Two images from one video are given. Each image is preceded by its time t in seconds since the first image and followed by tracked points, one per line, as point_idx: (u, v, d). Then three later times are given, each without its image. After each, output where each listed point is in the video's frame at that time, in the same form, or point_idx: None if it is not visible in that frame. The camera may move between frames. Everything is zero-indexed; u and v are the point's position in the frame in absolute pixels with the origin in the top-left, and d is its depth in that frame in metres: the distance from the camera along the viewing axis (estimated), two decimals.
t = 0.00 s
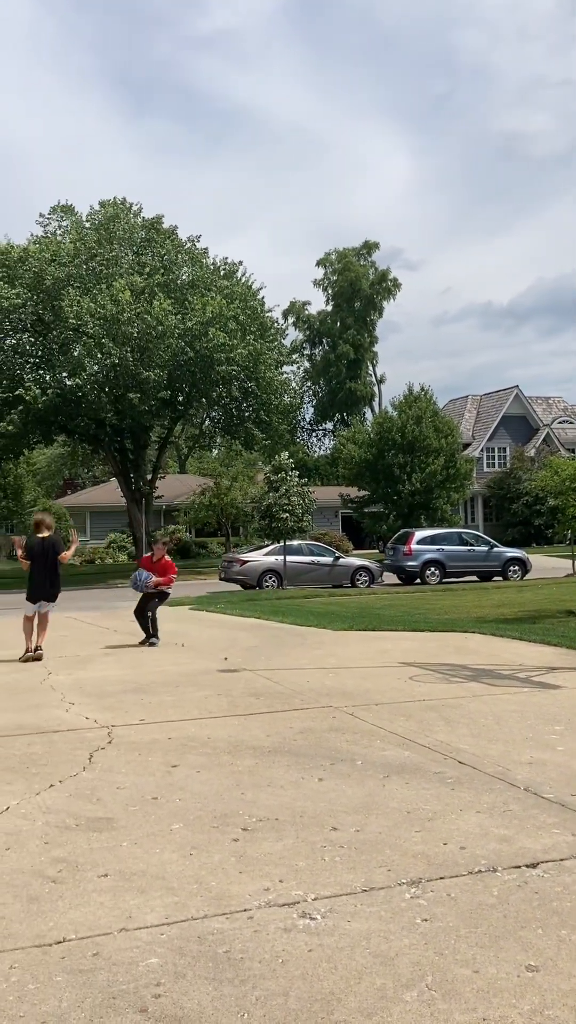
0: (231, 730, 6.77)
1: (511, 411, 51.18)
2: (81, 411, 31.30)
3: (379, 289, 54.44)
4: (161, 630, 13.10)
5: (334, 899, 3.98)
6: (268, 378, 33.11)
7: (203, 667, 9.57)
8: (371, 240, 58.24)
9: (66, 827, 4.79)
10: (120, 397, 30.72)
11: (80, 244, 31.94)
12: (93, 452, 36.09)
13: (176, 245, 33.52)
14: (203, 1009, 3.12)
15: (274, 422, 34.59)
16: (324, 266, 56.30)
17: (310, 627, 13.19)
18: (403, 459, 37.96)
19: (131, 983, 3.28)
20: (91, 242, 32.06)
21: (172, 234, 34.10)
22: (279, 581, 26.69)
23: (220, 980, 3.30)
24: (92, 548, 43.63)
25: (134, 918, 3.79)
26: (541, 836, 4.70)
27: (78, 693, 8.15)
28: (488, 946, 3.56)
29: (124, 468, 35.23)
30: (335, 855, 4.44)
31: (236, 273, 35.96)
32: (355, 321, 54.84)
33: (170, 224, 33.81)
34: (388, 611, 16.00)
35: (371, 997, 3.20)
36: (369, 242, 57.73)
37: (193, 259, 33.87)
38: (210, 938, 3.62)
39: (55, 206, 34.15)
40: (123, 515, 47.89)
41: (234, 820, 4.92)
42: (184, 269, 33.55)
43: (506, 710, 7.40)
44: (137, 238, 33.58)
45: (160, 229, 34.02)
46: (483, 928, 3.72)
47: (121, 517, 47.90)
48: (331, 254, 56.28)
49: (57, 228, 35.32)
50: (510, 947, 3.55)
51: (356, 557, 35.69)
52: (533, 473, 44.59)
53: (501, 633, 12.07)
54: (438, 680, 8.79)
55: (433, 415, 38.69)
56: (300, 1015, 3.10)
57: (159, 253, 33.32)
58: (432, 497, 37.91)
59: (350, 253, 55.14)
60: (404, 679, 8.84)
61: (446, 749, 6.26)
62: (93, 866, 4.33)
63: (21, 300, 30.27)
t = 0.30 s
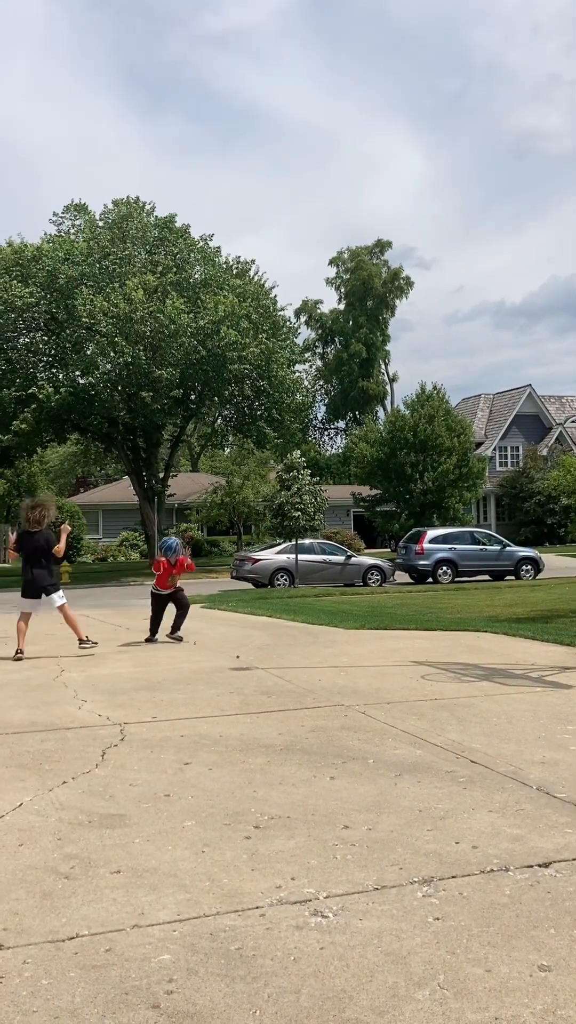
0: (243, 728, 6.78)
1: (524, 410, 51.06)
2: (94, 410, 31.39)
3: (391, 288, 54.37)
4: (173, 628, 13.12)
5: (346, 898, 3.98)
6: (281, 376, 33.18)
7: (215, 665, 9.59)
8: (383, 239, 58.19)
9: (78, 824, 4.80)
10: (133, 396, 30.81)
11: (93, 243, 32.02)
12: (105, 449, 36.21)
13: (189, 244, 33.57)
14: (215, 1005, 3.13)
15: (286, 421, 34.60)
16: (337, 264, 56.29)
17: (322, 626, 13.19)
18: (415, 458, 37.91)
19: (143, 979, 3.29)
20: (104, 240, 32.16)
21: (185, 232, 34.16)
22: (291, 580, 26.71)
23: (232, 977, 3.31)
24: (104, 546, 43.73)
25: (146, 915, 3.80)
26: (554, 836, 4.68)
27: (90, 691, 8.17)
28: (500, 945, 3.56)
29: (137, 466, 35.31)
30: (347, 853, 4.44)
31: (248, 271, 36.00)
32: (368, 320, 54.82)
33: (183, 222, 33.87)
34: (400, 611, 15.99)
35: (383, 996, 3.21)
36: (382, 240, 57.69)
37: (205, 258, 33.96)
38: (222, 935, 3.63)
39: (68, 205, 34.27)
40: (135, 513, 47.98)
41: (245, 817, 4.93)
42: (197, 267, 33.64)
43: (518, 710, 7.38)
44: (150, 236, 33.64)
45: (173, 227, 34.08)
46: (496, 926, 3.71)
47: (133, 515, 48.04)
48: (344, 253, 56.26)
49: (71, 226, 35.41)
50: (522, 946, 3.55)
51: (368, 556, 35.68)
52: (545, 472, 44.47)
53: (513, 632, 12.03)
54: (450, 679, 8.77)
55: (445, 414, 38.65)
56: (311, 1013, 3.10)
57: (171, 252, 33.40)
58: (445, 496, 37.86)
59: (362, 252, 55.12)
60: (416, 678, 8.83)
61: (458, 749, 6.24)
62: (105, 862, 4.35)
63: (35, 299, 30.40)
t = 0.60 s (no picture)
0: (246, 725, 6.79)
1: (527, 408, 50.99)
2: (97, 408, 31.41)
3: (395, 285, 54.32)
4: (176, 625, 13.13)
5: (349, 895, 3.98)
6: (284, 374, 33.17)
7: (218, 662, 9.61)
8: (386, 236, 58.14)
9: (82, 821, 4.81)
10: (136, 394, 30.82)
11: (96, 240, 32.03)
12: (108, 447, 36.25)
13: (192, 241, 33.56)
14: (219, 1002, 3.13)
15: (289, 419, 34.58)
16: (340, 262, 56.24)
17: (325, 625, 13.18)
18: (418, 456, 37.86)
19: (147, 976, 3.30)
20: (107, 239, 32.17)
21: (188, 230, 34.14)
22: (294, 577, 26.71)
23: (236, 974, 3.31)
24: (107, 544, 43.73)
25: (150, 912, 3.81)
26: (558, 833, 4.69)
27: (93, 688, 8.19)
28: (504, 942, 3.56)
29: (140, 464, 35.31)
30: (351, 851, 4.44)
31: (252, 269, 35.96)
32: (371, 318, 54.77)
33: (187, 220, 33.85)
34: (403, 609, 15.99)
35: (386, 992, 3.21)
36: (384, 238, 57.63)
37: (209, 256, 33.97)
38: (226, 932, 3.64)
39: (72, 202, 34.27)
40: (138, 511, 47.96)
41: (248, 815, 4.93)
42: (200, 265, 33.65)
43: (521, 708, 7.37)
44: (153, 234, 33.60)
45: (176, 225, 34.05)
46: (499, 924, 3.71)
47: (136, 512, 48.08)
48: (347, 250, 56.22)
49: (74, 223, 35.43)
50: (525, 943, 3.55)
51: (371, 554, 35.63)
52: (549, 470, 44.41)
53: (517, 631, 12.02)
54: (452, 677, 8.77)
55: (449, 412, 38.60)
56: (315, 1010, 3.10)
57: (175, 250, 33.38)
58: (448, 494, 37.82)
59: (366, 250, 55.09)
60: (419, 675, 8.83)
61: (462, 747, 6.24)
62: (109, 859, 4.36)
63: (38, 296, 30.42)
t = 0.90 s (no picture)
0: (241, 722, 6.79)
1: (522, 405, 51.02)
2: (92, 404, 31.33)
3: (390, 282, 54.32)
4: (172, 622, 13.11)
5: (344, 891, 3.99)
6: (279, 370, 33.17)
7: (214, 659, 9.59)
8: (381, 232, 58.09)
9: (76, 818, 4.81)
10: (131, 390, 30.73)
11: (91, 236, 31.94)
12: (103, 444, 36.17)
13: (187, 237, 33.49)
14: (214, 998, 3.14)
15: (285, 416, 34.56)
16: (335, 258, 56.19)
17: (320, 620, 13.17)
18: (413, 452, 37.86)
19: (141, 972, 3.29)
20: (101, 234, 32.07)
21: (183, 226, 34.08)
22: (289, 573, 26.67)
23: (231, 970, 3.31)
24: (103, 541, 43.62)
25: (144, 909, 3.80)
26: (552, 828, 4.70)
27: (88, 684, 8.18)
28: (498, 938, 3.57)
29: (135, 461, 35.23)
30: (346, 847, 4.45)
31: (246, 265, 35.92)
32: (366, 314, 54.75)
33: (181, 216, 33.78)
34: (398, 605, 16.00)
35: (381, 989, 3.21)
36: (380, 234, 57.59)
37: (203, 251, 33.93)
38: (221, 929, 3.63)
39: (66, 198, 34.17)
40: (134, 507, 47.90)
41: (243, 812, 4.93)
42: (195, 261, 33.61)
43: (516, 704, 7.38)
44: (148, 229, 33.50)
45: (171, 221, 33.98)
46: (492, 920, 3.72)
47: (131, 509, 48.02)
48: (342, 246, 56.18)
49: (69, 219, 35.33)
50: (520, 939, 3.55)
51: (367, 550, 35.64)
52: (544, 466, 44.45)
53: (512, 627, 12.03)
54: (447, 673, 8.77)
55: (444, 408, 38.60)
56: (310, 1006, 3.10)
57: (169, 246, 33.31)
58: (443, 491, 37.87)
59: (361, 246, 55.05)
60: (414, 672, 8.83)
61: (456, 742, 6.25)
62: (103, 855, 4.35)
63: (33, 292, 30.32)
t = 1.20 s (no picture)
0: (227, 717, 6.81)
1: (509, 401, 51.16)
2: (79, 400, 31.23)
3: (377, 278, 54.36)
4: (159, 619, 13.10)
5: (327, 884, 4.02)
6: (267, 367, 33.21)
7: (200, 655, 9.60)
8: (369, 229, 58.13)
9: (61, 814, 4.81)
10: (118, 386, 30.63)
11: (78, 232, 31.86)
12: (90, 440, 36.06)
13: (174, 233, 33.43)
14: (197, 991, 3.15)
15: (273, 412, 34.57)
16: (323, 255, 56.21)
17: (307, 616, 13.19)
18: (401, 449, 37.92)
19: (123, 966, 3.31)
20: (89, 230, 31.96)
21: (170, 222, 34.02)
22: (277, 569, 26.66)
23: (213, 964, 3.33)
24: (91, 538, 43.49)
25: (128, 903, 3.81)
26: (535, 821, 4.74)
27: (75, 680, 8.18)
28: (479, 930, 3.60)
29: (123, 457, 35.14)
30: (329, 841, 4.47)
31: (234, 261, 35.90)
32: (353, 311, 54.77)
33: (169, 212, 33.73)
34: (386, 601, 16.05)
35: (362, 981, 3.24)
36: (368, 230, 57.61)
37: (191, 247, 33.87)
38: (203, 922, 3.65)
39: (53, 194, 34.05)
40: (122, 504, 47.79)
41: (228, 806, 4.95)
42: (182, 257, 33.57)
43: (501, 698, 7.43)
44: (135, 225, 33.41)
45: (158, 217, 33.91)
46: (472, 912, 3.75)
47: (118, 506, 47.89)
48: (330, 243, 56.20)
49: (55, 214, 35.23)
50: (501, 931, 3.59)
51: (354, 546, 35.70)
52: (531, 462, 44.60)
53: (498, 622, 12.08)
54: (433, 668, 8.81)
55: (431, 405, 38.68)
56: (291, 998, 3.13)
57: (157, 242, 33.25)
58: (430, 487, 37.96)
59: (348, 242, 55.07)
60: (400, 667, 8.86)
61: (440, 736, 6.29)
62: (88, 851, 4.36)
63: (19, 288, 30.20)
